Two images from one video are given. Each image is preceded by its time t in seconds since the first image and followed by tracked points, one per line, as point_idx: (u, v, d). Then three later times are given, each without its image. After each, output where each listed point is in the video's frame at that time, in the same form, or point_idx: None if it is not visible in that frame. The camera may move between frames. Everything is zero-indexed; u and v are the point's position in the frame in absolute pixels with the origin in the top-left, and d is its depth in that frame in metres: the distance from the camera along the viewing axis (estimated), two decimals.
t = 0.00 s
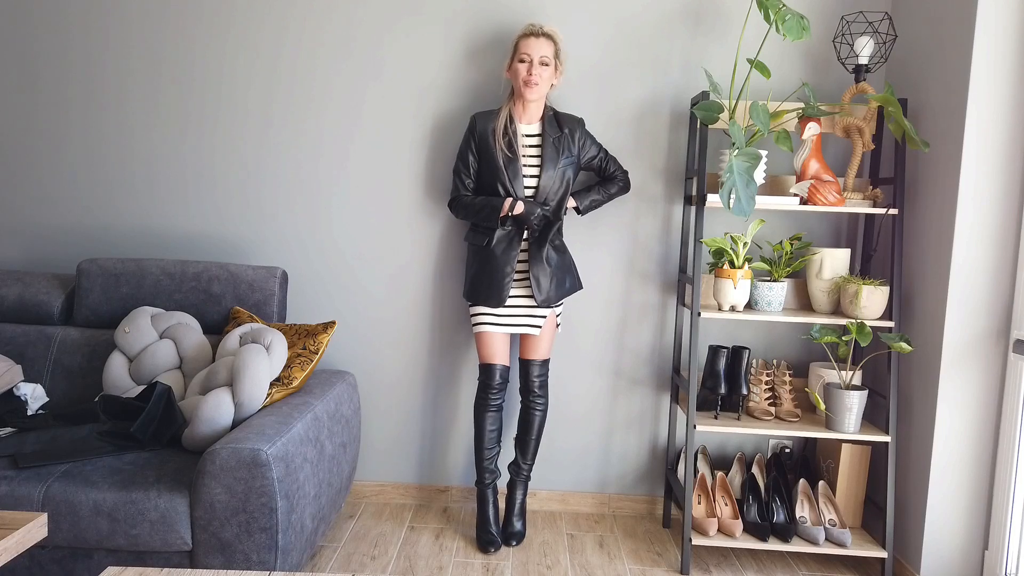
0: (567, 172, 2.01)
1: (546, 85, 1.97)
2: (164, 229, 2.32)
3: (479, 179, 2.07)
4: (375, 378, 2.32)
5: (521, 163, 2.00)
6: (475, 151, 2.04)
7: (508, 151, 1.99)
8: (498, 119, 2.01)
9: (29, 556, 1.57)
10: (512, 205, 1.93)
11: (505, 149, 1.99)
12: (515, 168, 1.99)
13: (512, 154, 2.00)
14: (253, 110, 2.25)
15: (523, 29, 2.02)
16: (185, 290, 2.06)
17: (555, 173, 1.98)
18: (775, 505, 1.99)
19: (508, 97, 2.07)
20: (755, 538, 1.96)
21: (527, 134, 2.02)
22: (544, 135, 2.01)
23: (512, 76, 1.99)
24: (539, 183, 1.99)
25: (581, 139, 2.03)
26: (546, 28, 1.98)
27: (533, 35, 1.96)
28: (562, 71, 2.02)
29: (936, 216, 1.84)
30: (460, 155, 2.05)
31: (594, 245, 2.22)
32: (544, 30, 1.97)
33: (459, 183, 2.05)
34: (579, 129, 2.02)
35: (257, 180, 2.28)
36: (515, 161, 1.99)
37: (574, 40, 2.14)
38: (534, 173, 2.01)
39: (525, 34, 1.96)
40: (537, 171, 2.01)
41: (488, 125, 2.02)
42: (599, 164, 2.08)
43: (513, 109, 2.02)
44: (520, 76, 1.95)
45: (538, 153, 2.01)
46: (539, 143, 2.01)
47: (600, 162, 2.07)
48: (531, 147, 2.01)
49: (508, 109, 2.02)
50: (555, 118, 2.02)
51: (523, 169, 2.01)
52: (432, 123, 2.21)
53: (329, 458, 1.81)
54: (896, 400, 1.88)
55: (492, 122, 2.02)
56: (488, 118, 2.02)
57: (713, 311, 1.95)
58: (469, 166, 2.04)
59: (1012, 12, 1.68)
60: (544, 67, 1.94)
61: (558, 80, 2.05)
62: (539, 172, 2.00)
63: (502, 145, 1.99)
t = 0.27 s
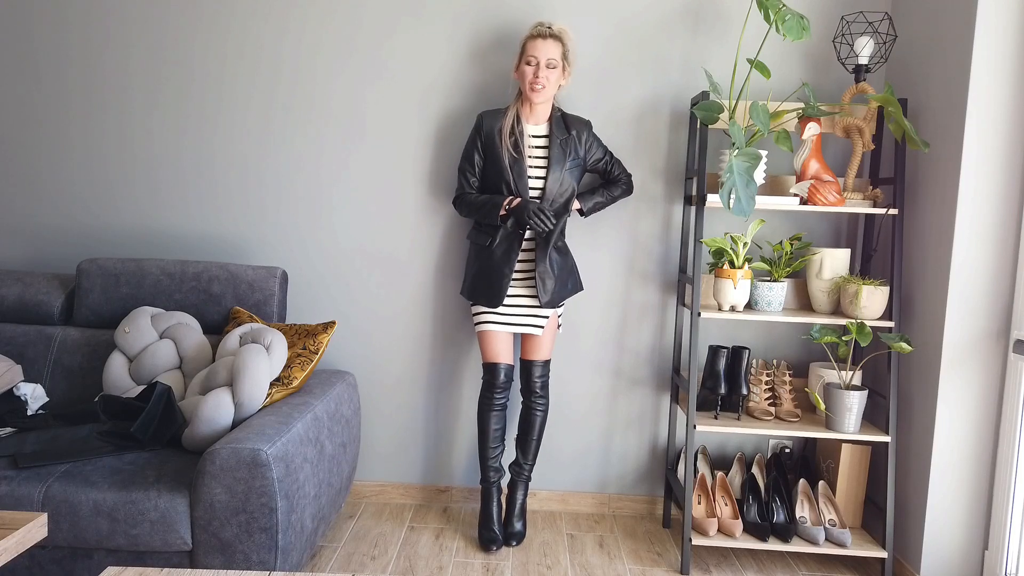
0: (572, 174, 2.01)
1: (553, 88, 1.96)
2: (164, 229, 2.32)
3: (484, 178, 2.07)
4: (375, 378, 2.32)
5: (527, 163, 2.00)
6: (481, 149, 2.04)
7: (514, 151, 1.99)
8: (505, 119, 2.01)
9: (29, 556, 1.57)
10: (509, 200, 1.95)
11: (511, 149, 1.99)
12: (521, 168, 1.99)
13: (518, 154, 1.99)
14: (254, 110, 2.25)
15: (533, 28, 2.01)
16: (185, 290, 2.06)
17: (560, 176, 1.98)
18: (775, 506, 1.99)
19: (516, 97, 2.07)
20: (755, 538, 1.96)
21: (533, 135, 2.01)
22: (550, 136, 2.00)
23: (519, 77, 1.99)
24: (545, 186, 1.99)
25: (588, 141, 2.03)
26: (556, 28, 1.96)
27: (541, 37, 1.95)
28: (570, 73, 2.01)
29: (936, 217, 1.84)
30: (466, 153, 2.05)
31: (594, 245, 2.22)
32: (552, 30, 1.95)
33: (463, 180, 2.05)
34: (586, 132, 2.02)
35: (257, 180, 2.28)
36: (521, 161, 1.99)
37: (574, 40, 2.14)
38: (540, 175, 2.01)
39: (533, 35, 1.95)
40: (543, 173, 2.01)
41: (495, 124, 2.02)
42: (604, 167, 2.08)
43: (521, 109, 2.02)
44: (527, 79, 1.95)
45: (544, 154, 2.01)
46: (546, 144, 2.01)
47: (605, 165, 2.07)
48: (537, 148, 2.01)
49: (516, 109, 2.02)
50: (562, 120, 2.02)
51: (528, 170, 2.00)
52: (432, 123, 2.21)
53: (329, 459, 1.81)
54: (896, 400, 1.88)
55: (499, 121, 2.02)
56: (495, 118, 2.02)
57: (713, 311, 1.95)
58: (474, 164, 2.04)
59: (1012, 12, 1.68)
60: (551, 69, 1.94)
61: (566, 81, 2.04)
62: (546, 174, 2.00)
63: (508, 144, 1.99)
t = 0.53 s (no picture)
0: (575, 175, 2.01)
1: (555, 90, 1.97)
2: (164, 229, 2.32)
3: (485, 176, 2.07)
4: (375, 378, 2.32)
5: (529, 164, 2.00)
6: (483, 148, 2.04)
7: (516, 151, 1.99)
8: (508, 118, 2.01)
9: (29, 556, 1.57)
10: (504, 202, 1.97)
11: (513, 150, 1.99)
12: (522, 168, 1.99)
13: (520, 155, 1.99)
14: (253, 110, 2.25)
15: (537, 27, 2.00)
16: (185, 290, 2.06)
17: (562, 177, 1.98)
18: (775, 506, 1.99)
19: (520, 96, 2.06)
20: (755, 538, 1.96)
21: (536, 136, 2.01)
22: (554, 137, 2.00)
23: (523, 78, 1.99)
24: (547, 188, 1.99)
25: (591, 143, 2.02)
26: (560, 29, 1.95)
27: (544, 37, 1.93)
28: (574, 74, 2.00)
29: (936, 217, 1.84)
30: (467, 152, 2.06)
31: (594, 245, 2.22)
32: (556, 31, 1.94)
33: (464, 178, 2.06)
34: (590, 133, 2.02)
35: (257, 180, 2.28)
36: (522, 161, 1.99)
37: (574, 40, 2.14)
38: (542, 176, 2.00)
39: (537, 36, 1.94)
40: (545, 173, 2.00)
41: (498, 124, 2.01)
42: (606, 168, 2.08)
43: (524, 109, 2.02)
44: (529, 81, 1.95)
45: (547, 155, 2.00)
46: (549, 146, 2.00)
47: (607, 167, 2.07)
48: (540, 149, 2.00)
49: (519, 109, 2.02)
50: (566, 121, 2.01)
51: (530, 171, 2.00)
52: (432, 123, 2.21)
53: (329, 459, 1.81)
54: (896, 400, 1.88)
55: (502, 121, 2.01)
56: (498, 118, 2.02)
57: (713, 311, 1.95)
58: (475, 163, 2.05)
59: (1012, 12, 1.68)
60: (553, 72, 1.94)
61: (570, 82, 2.03)
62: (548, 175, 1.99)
63: (510, 145, 1.99)
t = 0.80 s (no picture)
0: (574, 176, 2.02)
1: (557, 92, 1.97)
2: (164, 229, 2.32)
3: (485, 177, 2.07)
4: (375, 378, 2.32)
5: (528, 165, 2.00)
6: (483, 149, 2.04)
7: (516, 153, 2.00)
8: (508, 119, 2.01)
9: (29, 556, 1.57)
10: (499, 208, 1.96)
11: (513, 151, 1.99)
12: (521, 170, 1.99)
13: (519, 156, 1.99)
14: (253, 111, 2.25)
15: (538, 28, 1.99)
16: (185, 290, 2.06)
17: (562, 179, 1.98)
18: (775, 506, 1.99)
19: (520, 96, 2.06)
20: (755, 538, 1.96)
21: (536, 137, 2.01)
22: (554, 139, 2.00)
23: (523, 79, 1.99)
24: (547, 190, 1.99)
25: (591, 144, 2.03)
26: (562, 31, 1.95)
27: (546, 40, 1.92)
28: (575, 75, 2.00)
29: (936, 217, 1.84)
30: (467, 152, 2.06)
31: (594, 245, 2.22)
32: (558, 33, 1.93)
33: (464, 178, 2.06)
34: (589, 134, 2.02)
35: (257, 180, 2.28)
36: (522, 163, 1.99)
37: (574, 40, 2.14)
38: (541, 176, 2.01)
39: (538, 38, 1.93)
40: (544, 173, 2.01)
41: (497, 124, 2.01)
42: (606, 169, 2.08)
43: (525, 111, 2.02)
44: (531, 83, 1.94)
45: (546, 156, 2.00)
46: (549, 147, 2.01)
47: (608, 167, 2.07)
48: (540, 150, 2.01)
49: (519, 110, 2.01)
50: (566, 122, 2.02)
51: (529, 172, 2.00)
52: (432, 123, 2.21)
53: (329, 459, 1.81)
54: (896, 400, 1.88)
55: (502, 122, 2.01)
56: (498, 119, 2.02)
57: (713, 311, 1.95)
58: (475, 164, 2.05)
59: (1012, 12, 1.68)
60: (555, 75, 1.93)
61: (571, 83, 2.03)
62: (548, 176, 1.99)
63: (510, 146, 1.99)
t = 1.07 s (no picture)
0: (574, 177, 2.02)
1: (557, 92, 1.97)
2: (164, 229, 2.32)
3: (485, 177, 2.07)
4: (375, 378, 2.32)
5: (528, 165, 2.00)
6: (483, 149, 2.04)
7: (515, 153, 2.00)
8: (507, 120, 2.01)
9: (29, 556, 1.57)
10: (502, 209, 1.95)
11: (512, 151, 1.99)
12: (521, 170, 1.99)
13: (518, 156, 1.99)
14: (253, 110, 2.25)
15: (538, 28, 1.98)
16: (185, 290, 2.06)
17: (561, 180, 1.99)
18: (775, 506, 1.99)
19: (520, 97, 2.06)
20: (755, 538, 1.96)
21: (536, 137, 2.01)
22: (553, 139, 2.00)
23: (523, 80, 1.98)
24: (546, 190, 1.99)
25: (590, 144, 2.03)
26: (562, 31, 1.94)
27: (545, 40, 1.92)
28: (575, 75, 2.00)
29: (936, 217, 1.84)
30: (467, 152, 2.05)
31: (594, 245, 2.22)
32: (557, 34, 1.92)
33: (463, 179, 2.06)
34: (589, 134, 2.02)
35: (257, 180, 2.28)
36: (521, 163, 1.99)
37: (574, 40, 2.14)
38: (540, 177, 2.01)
39: (538, 38, 1.92)
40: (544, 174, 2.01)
41: (497, 125, 2.01)
42: (606, 169, 2.08)
43: (524, 111, 2.02)
44: (530, 83, 1.94)
45: (545, 156, 2.00)
46: (548, 147, 2.01)
47: (608, 168, 2.07)
48: (539, 151, 2.01)
49: (519, 110, 2.01)
50: (565, 122, 2.02)
51: (529, 172, 2.00)
52: (432, 123, 2.21)
53: (329, 459, 1.81)
54: (896, 400, 1.88)
55: (502, 122, 2.01)
56: (497, 119, 2.01)
57: (713, 311, 1.95)
58: (475, 164, 2.04)
59: (1012, 12, 1.68)
60: (555, 75, 1.93)
61: (571, 83, 2.03)
62: (547, 177, 2.00)
63: (509, 146, 1.99)
